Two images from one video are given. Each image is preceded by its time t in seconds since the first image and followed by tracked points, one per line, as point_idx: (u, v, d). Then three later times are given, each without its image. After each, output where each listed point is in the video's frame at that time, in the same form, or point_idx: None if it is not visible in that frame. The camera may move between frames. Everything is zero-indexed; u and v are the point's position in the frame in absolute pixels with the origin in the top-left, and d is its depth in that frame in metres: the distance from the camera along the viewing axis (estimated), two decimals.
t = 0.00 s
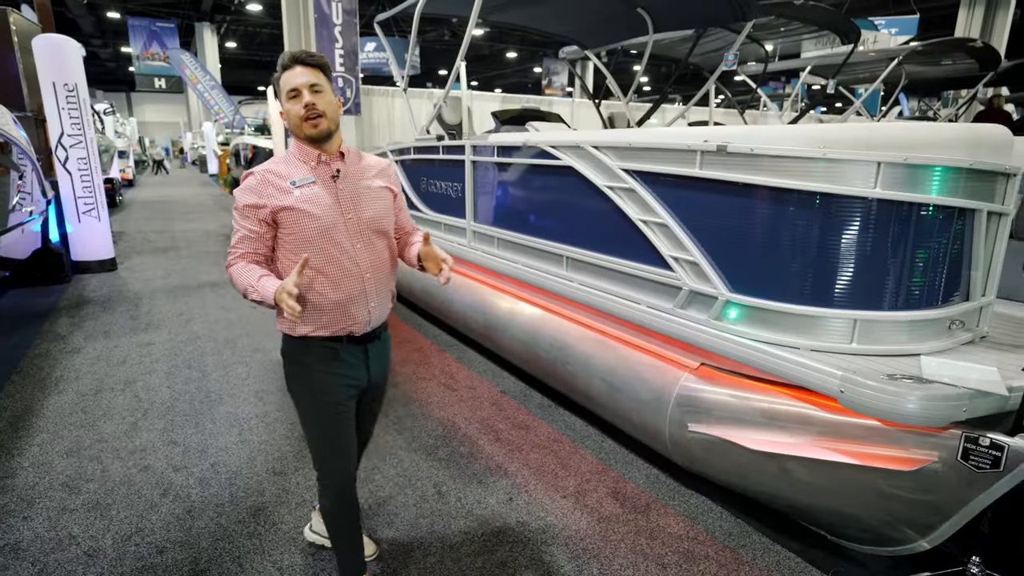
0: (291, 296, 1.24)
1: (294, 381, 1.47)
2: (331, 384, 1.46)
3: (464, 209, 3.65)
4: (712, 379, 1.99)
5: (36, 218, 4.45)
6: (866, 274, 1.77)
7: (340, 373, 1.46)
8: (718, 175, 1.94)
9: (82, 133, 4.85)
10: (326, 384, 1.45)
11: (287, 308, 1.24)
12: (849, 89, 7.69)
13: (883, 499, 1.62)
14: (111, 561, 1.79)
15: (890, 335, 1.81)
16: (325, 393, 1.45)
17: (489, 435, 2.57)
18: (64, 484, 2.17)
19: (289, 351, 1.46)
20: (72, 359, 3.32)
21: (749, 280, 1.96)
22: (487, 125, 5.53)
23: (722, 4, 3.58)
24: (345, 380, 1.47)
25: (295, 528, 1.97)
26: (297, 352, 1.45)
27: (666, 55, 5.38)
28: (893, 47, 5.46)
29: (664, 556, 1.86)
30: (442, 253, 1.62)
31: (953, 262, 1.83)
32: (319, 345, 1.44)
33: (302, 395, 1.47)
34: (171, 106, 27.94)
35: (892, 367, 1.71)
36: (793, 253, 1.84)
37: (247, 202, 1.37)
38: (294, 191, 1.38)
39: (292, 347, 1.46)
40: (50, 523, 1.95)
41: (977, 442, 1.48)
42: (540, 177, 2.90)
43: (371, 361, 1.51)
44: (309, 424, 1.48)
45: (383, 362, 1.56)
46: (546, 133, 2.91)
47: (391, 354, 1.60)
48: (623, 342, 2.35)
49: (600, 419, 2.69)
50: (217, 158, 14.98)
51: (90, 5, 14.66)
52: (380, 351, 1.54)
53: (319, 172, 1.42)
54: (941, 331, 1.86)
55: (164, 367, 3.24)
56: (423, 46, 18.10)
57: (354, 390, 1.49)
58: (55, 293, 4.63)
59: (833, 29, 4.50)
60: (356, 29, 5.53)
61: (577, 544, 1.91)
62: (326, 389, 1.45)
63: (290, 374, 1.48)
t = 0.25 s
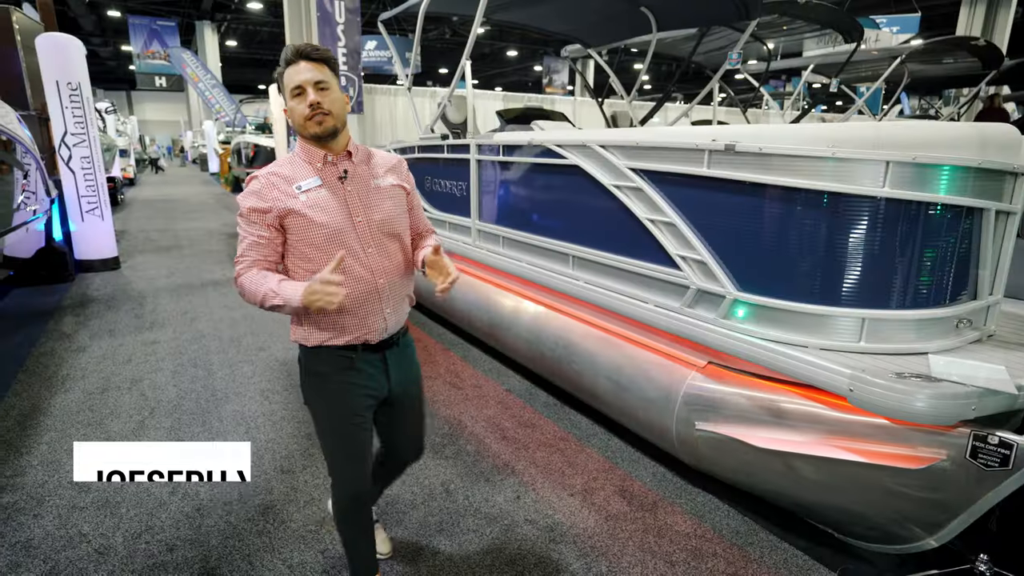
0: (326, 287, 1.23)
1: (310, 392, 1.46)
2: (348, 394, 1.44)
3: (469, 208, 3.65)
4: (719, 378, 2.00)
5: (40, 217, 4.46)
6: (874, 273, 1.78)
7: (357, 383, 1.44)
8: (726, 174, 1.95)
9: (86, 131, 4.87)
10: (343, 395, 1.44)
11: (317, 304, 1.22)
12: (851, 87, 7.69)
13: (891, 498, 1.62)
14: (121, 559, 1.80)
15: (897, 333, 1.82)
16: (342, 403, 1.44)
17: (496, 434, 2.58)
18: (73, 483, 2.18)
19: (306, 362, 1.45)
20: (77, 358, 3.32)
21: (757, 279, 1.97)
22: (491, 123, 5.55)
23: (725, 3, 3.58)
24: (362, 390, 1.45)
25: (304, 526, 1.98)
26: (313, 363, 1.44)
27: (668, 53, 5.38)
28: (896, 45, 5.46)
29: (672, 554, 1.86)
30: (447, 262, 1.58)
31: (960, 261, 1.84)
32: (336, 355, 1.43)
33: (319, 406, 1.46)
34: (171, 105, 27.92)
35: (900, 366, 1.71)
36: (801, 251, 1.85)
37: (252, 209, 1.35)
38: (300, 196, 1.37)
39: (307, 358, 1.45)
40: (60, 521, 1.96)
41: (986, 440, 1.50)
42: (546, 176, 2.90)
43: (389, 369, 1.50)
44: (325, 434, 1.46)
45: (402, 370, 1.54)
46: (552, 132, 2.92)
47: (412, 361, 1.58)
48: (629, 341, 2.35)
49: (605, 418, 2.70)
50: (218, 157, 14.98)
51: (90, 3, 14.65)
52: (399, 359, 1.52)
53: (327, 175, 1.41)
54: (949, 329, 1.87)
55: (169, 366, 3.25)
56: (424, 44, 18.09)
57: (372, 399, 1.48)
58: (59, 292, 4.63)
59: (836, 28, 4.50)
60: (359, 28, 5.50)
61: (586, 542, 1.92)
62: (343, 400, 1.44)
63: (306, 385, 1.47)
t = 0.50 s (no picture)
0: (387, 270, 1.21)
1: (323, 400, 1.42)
2: (359, 403, 1.38)
3: (473, 208, 3.66)
4: (725, 378, 2.00)
5: (44, 217, 4.47)
6: (879, 274, 1.79)
7: (366, 391, 1.37)
8: (732, 174, 1.96)
9: (89, 131, 4.88)
10: (353, 404, 1.38)
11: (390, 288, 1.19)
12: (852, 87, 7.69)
13: (897, 496, 1.63)
14: (130, 558, 1.81)
15: (903, 333, 1.83)
16: (351, 412, 1.38)
17: (501, 433, 2.59)
18: (81, 483, 2.19)
19: (318, 370, 1.41)
20: (82, 358, 3.33)
21: (762, 279, 1.97)
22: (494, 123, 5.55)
23: (728, 3, 3.59)
24: (372, 399, 1.38)
25: (311, 525, 1.99)
26: (324, 370, 1.40)
27: (670, 53, 5.39)
28: (897, 45, 5.47)
29: (678, 553, 1.87)
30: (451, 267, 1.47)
31: (965, 261, 1.85)
32: (344, 363, 1.37)
33: (332, 415, 1.41)
34: (171, 105, 27.93)
35: (906, 366, 1.72)
36: (807, 252, 1.86)
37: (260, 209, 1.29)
38: (310, 197, 1.29)
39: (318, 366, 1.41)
40: (69, 521, 1.97)
41: (992, 440, 1.51)
42: (550, 176, 2.91)
43: (402, 377, 1.41)
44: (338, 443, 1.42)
45: (417, 378, 1.44)
46: (556, 132, 2.92)
47: (431, 369, 1.48)
48: (634, 341, 2.36)
49: (610, 417, 2.71)
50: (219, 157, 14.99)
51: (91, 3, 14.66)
52: (413, 366, 1.43)
53: (337, 176, 1.33)
54: (954, 329, 1.88)
55: (174, 366, 3.26)
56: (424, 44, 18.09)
57: (384, 408, 1.40)
58: (63, 292, 4.64)
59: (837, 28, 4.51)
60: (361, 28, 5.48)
61: (592, 541, 1.93)
62: (352, 408, 1.38)
63: (319, 393, 1.43)
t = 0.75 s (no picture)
0: (390, 291, 1.14)
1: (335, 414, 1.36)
2: (366, 416, 1.32)
3: (476, 212, 3.66)
4: (729, 383, 2.00)
5: (47, 220, 4.47)
6: (883, 279, 1.79)
7: (375, 407, 1.30)
8: (736, 180, 1.97)
9: (91, 134, 4.88)
10: (358, 417, 1.31)
11: (392, 312, 1.12)
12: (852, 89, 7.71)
13: (903, 502, 1.63)
14: (136, 564, 1.81)
15: (908, 339, 1.83)
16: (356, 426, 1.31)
17: (504, 438, 2.59)
18: (85, 487, 2.18)
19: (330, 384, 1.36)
20: (85, 361, 3.33)
21: (767, 284, 1.98)
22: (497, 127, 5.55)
23: (730, 7, 3.59)
24: (378, 414, 1.30)
25: (316, 531, 1.99)
26: (334, 384, 1.34)
27: (672, 56, 5.40)
28: (898, 49, 5.48)
29: (684, 559, 1.87)
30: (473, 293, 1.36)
31: (970, 266, 1.85)
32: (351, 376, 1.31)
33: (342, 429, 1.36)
34: (172, 107, 27.97)
35: (912, 371, 1.72)
36: (812, 257, 1.86)
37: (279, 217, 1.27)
38: (325, 210, 1.25)
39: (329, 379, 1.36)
40: (74, 526, 1.97)
41: (999, 446, 1.49)
42: (553, 180, 2.91)
43: (410, 393, 1.30)
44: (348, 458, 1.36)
45: (429, 396, 1.32)
46: (558, 137, 2.93)
47: (447, 385, 1.36)
48: (638, 346, 2.36)
49: (614, 422, 2.71)
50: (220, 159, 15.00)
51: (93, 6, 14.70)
52: (425, 383, 1.32)
53: (355, 189, 1.27)
54: (960, 335, 1.88)
55: (177, 370, 3.26)
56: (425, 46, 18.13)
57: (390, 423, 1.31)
58: (65, 295, 4.64)
59: (839, 31, 4.52)
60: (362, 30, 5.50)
61: (597, 547, 1.92)
62: (358, 422, 1.32)
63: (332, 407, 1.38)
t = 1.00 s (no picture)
0: (410, 295, 1.11)
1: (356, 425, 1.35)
2: (388, 428, 1.30)
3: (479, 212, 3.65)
4: (735, 383, 2.01)
5: (49, 221, 4.47)
6: (889, 280, 1.79)
7: (397, 422, 1.28)
8: (741, 180, 1.97)
9: (93, 135, 4.87)
10: (380, 429, 1.30)
11: (410, 318, 1.10)
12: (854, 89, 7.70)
13: (909, 503, 1.63)
14: (142, 564, 1.81)
15: (914, 339, 1.83)
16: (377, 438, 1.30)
17: (509, 438, 2.59)
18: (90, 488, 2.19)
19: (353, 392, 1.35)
20: (89, 361, 3.33)
21: (773, 285, 1.98)
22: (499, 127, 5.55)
23: (733, 7, 3.59)
24: (400, 427, 1.29)
25: (322, 531, 1.99)
26: (358, 393, 1.33)
27: (675, 56, 5.40)
28: (900, 49, 5.48)
29: (689, 559, 1.87)
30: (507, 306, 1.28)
31: (977, 267, 1.86)
32: (374, 387, 1.29)
33: (362, 440, 1.34)
34: (173, 106, 27.97)
35: (918, 372, 1.72)
36: (818, 258, 1.86)
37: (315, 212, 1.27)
38: (358, 208, 1.23)
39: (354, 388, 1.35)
40: (80, 527, 1.97)
41: (1006, 447, 1.51)
42: (557, 180, 2.91)
43: (433, 408, 1.28)
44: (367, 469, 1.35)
45: (454, 414, 1.29)
46: (562, 137, 2.93)
47: (474, 405, 1.33)
48: (643, 346, 2.36)
49: (618, 422, 2.71)
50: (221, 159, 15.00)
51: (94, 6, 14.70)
52: (451, 400, 1.29)
53: (392, 190, 1.24)
54: (966, 335, 1.88)
55: (181, 370, 3.26)
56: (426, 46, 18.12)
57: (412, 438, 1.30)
58: (67, 295, 4.64)
59: (841, 31, 4.51)
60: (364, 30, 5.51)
61: (603, 547, 1.93)
62: (379, 435, 1.30)
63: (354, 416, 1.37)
